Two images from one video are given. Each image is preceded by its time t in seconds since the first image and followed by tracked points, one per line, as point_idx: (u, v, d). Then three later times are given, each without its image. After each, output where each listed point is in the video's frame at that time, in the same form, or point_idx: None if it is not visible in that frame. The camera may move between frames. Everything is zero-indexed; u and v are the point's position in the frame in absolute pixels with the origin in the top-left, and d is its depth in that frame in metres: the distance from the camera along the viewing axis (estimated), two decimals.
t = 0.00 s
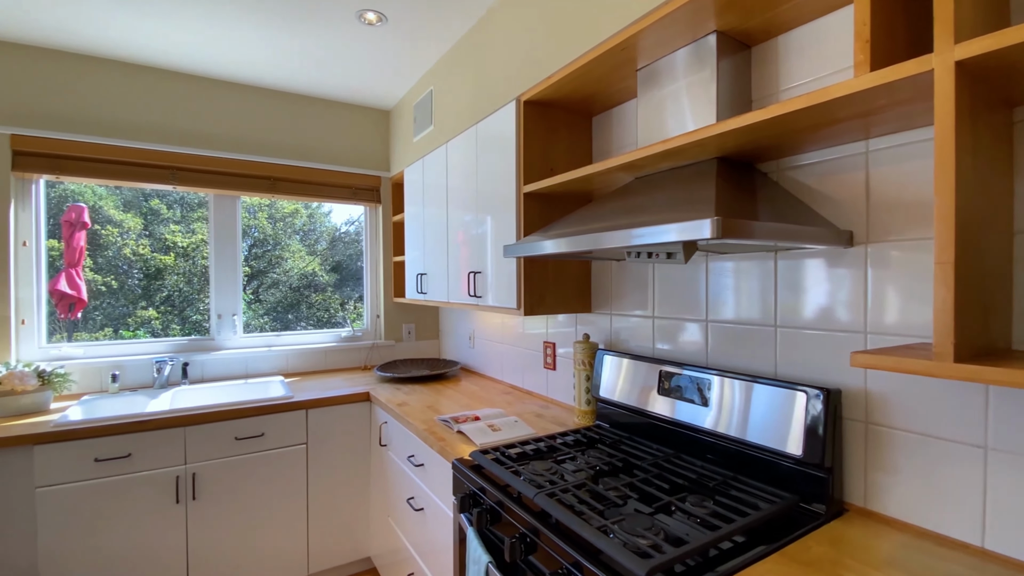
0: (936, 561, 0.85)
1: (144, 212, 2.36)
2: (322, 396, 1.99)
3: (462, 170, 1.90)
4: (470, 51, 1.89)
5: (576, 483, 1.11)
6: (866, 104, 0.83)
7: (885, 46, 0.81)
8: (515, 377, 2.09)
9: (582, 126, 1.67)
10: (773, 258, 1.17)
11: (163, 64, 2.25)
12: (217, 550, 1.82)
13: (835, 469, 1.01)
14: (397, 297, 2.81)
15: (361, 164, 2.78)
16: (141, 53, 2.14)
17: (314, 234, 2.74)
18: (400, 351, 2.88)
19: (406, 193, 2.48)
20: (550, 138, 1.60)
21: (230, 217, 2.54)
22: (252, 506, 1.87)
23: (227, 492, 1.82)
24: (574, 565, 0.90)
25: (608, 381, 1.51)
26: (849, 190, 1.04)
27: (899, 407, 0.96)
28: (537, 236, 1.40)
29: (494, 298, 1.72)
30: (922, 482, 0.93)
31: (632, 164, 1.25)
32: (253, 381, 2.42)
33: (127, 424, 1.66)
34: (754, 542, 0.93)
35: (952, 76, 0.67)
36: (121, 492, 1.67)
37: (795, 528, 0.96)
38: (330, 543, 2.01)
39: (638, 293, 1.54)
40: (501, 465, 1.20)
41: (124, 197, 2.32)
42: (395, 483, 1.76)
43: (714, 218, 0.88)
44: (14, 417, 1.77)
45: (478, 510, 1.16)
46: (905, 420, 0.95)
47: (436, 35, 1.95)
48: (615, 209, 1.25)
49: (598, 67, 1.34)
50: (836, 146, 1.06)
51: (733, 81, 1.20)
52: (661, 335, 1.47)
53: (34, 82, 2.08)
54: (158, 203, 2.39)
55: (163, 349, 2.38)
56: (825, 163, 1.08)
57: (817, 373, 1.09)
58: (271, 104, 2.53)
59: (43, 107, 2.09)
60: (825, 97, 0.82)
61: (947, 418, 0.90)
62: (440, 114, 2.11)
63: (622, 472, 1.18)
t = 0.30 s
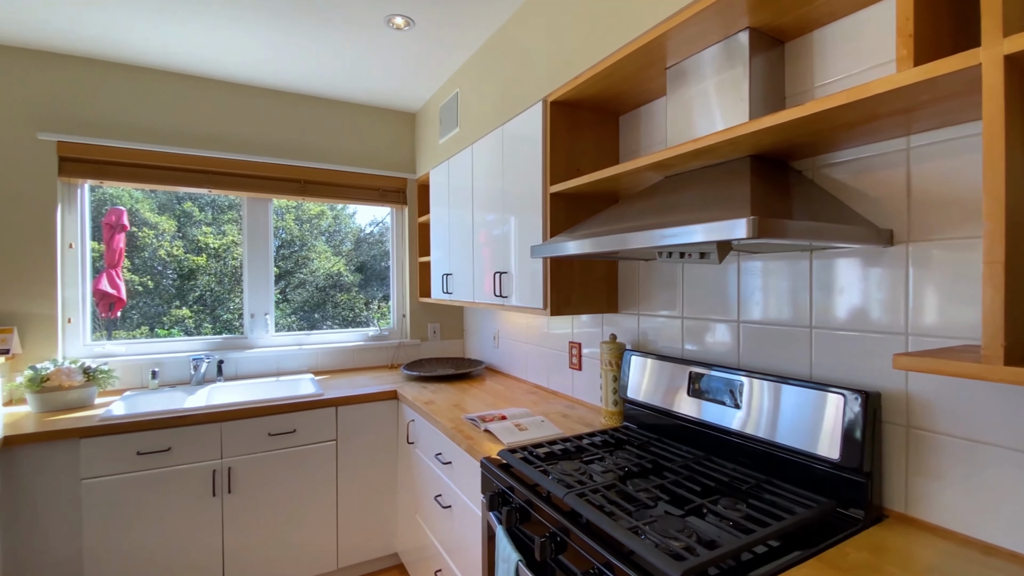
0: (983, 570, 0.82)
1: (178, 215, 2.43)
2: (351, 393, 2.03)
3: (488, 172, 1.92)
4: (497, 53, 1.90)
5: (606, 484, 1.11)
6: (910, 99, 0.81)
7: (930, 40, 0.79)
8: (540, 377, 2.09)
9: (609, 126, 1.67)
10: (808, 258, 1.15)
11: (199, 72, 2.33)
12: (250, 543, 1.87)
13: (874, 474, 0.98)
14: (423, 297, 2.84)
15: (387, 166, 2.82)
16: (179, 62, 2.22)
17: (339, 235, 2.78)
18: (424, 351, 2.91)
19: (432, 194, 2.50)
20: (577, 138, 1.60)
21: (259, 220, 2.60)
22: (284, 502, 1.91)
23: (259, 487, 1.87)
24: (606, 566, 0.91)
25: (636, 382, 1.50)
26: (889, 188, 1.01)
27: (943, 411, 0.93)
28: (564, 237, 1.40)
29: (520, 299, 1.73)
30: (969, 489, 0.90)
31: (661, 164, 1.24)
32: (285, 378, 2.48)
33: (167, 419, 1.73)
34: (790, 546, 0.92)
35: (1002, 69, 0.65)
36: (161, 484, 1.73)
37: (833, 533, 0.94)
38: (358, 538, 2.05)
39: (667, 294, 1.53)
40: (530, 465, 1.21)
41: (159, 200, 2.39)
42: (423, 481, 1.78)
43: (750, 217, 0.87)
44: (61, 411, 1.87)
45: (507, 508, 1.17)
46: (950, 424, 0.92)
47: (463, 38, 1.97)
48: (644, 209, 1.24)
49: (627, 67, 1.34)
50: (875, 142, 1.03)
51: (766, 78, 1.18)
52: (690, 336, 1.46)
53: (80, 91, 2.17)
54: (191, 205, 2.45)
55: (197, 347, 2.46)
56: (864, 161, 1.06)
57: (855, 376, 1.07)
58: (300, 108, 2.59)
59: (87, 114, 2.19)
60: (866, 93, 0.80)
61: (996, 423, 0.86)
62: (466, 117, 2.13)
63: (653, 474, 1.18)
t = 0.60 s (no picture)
0: None
1: (210, 217, 2.51)
2: (380, 391, 2.07)
3: (514, 173, 1.93)
4: (524, 55, 1.91)
5: (636, 484, 1.11)
6: (955, 94, 0.79)
7: (977, 32, 0.76)
8: (565, 377, 2.09)
9: (637, 126, 1.66)
10: (845, 257, 1.12)
11: (234, 78, 2.41)
12: (282, 536, 1.92)
13: (916, 479, 0.95)
14: (448, 297, 2.88)
15: (413, 168, 2.86)
16: (215, 69, 2.30)
17: (364, 236, 2.83)
18: (450, 350, 2.95)
19: (458, 195, 2.53)
20: (605, 138, 1.60)
21: (289, 221, 2.67)
22: (314, 497, 1.96)
23: (291, 482, 1.92)
24: (638, 565, 0.91)
25: (665, 383, 1.49)
26: (931, 185, 0.99)
27: (989, 416, 0.90)
28: (591, 237, 1.40)
29: (546, 298, 1.73)
30: (1017, 497, 0.87)
31: (692, 163, 1.23)
32: (316, 376, 2.54)
33: (205, 413, 1.79)
34: (827, 551, 0.90)
35: None
36: (199, 477, 1.79)
37: (872, 539, 0.92)
38: (386, 534, 2.09)
39: (696, 294, 1.52)
40: (560, 464, 1.22)
41: (193, 203, 2.48)
42: (451, 478, 1.80)
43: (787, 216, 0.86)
44: (107, 405, 1.96)
45: (537, 507, 1.18)
46: (997, 429, 0.89)
47: (490, 40, 1.99)
48: (674, 208, 1.23)
49: (656, 66, 1.33)
50: (916, 139, 1.00)
51: (801, 74, 1.15)
52: (721, 337, 1.45)
53: (123, 99, 2.27)
54: (222, 207, 2.53)
55: (232, 345, 2.54)
56: (904, 158, 1.03)
57: (895, 378, 1.04)
58: (330, 112, 2.65)
59: (130, 121, 2.28)
60: (908, 89, 0.78)
61: None
62: (492, 118, 2.15)
63: (684, 475, 1.17)
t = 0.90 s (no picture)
0: None
1: (242, 219, 2.59)
2: (409, 389, 2.11)
3: (541, 173, 1.94)
4: (551, 56, 1.92)
5: (667, 485, 1.11)
6: (1005, 88, 0.76)
7: None
8: (591, 377, 2.09)
9: (666, 124, 1.65)
10: (885, 257, 1.10)
11: (266, 84, 2.47)
12: (314, 530, 1.97)
13: (960, 485, 0.93)
14: (474, 297, 2.90)
15: (440, 170, 2.90)
16: (249, 75, 2.36)
17: (388, 237, 2.88)
18: (475, 349, 2.98)
19: (484, 196, 2.55)
20: (633, 137, 1.59)
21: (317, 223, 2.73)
22: (344, 492, 2.01)
23: (322, 477, 1.97)
24: (671, 566, 0.90)
25: (695, 384, 1.48)
26: (978, 182, 0.95)
27: None
28: (620, 237, 1.40)
29: (573, 298, 1.73)
30: None
31: (724, 162, 1.22)
32: (345, 374, 2.60)
33: (241, 409, 1.85)
34: (867, 557, 0.88)
35: None
36: (236, 471, 1.86)
37: (913, 546, 0.90)
38: (415, 530, 2.12)
39: (728, 294, 1.50)
40: (589, 464, 1.23)
41: (226, 205, 2.56)
42: (478, 476, 1.82)
43: (825, 216, 0.85)
44: (149, 400, 2.04)
45: (567, 506, 1.19)
46: None
47: (518, 42, 2.00)
48: (705, 207, 1.22)
49: (687, 64, 1.32)
50: (961, 134, 0.97)
51: (840, 69, 1.13)
52: (753, 338, 1.42)
53: (163, 106, 2.36)
54: (254, 209, 2.61)
55: (265, 343, 2.62)
56: (950, 154, 1.00)
57: (938, 381, 1.01)
58: (358, 116, 2.71)
59: (169, 127, 2.37)
60: (953, 84, 0.76)
61: None
62: (519, 120, 2.16)
63: (716, 478, 1.16)
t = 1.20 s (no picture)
0: None
1: (272, 220, 2.65)
2: (437, 387, 2.14)
3: (567, 174, 1.94)
4: (579, 56, 1.92)
5: (698, 488, 1.10)
6: None
7: None
8: (618, 378, 2.08)
9: (696, 123, 1.63)
10: (927, 256, 1.06)
11: (297, 89, 2.54)
12: (344, 524, 2.02)
13: (1008, 493, 0.89)
14: (499, 297, 2.92)
15: (466, 171, 2.93)
16: (281, 81, 2.43)
17: (413, 238, 2.92)
18: (501, 349, 3.00)
19: (510, 197, 2.57)
20: (662, 136, 1.58)
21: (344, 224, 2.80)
22: (373, 489, 2.04)
23: (352, 473, 2.01)
24: (704, 568, 0.90)
25: (726, 386, 1.46)
26: None
27: None
28: (648, 237, 1.39)
29: (601, 298, 1.73)
30: None
31: (757, 160, 1.20)
32: (373, 372, 2.65)
33: (276, 405, 1.91)
34: (908, 564, 0.86)
35: None
36: (270, 465, 1.91)
37: (958, 554, 0.87)
38: (442, 527, 2.15)
39: (760, 294, 1.48)
40: (618, 464, 1.23)
41: (256, 207, 2.63)
42: (506, 475, 1.83)
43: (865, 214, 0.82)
44: (189, 396, 2.12)
45: (596, 506, 1.20)
46: None
47: (545, 42, 2.00)
48: (737, 206, 1.21)
49: (719, 61, 1.31)
50: (1009, 129, 0.93)
51: (880, 62, 1.09)
52: (786, 340, 1.40)
53: (200, 112, 2.44)
54: (283, 211, 2.67)
55: (295, 341, 2.68)
56: (998, 149, 0.96)
57: (985, 385, 0.97)
58: (386, 119, 2.76)
59: (206, 132, 2.45)
60: (1001, 77, 0.73)
61: None
62: (545, 120, 2.17)
63: (748, 481, 1.15)
